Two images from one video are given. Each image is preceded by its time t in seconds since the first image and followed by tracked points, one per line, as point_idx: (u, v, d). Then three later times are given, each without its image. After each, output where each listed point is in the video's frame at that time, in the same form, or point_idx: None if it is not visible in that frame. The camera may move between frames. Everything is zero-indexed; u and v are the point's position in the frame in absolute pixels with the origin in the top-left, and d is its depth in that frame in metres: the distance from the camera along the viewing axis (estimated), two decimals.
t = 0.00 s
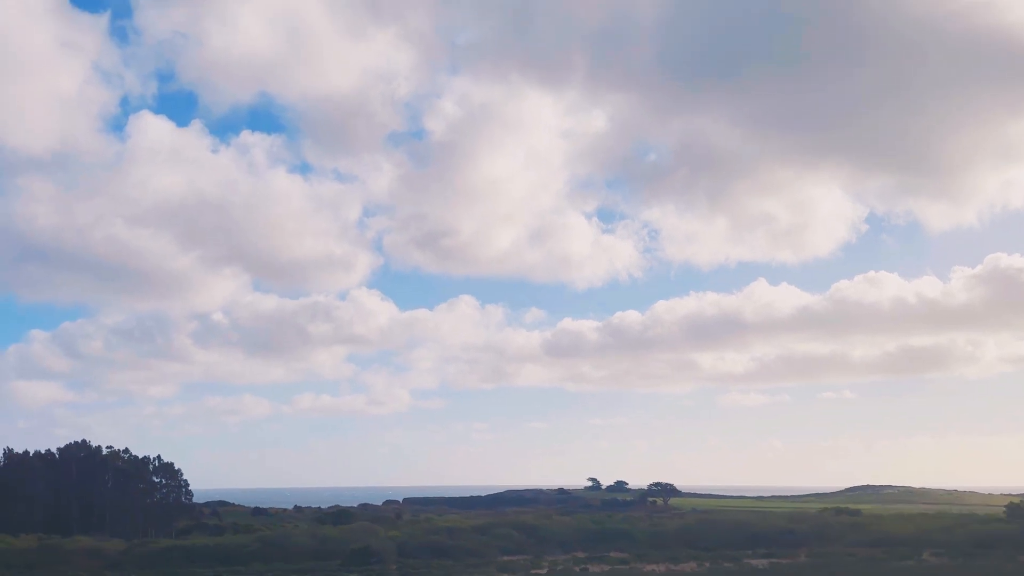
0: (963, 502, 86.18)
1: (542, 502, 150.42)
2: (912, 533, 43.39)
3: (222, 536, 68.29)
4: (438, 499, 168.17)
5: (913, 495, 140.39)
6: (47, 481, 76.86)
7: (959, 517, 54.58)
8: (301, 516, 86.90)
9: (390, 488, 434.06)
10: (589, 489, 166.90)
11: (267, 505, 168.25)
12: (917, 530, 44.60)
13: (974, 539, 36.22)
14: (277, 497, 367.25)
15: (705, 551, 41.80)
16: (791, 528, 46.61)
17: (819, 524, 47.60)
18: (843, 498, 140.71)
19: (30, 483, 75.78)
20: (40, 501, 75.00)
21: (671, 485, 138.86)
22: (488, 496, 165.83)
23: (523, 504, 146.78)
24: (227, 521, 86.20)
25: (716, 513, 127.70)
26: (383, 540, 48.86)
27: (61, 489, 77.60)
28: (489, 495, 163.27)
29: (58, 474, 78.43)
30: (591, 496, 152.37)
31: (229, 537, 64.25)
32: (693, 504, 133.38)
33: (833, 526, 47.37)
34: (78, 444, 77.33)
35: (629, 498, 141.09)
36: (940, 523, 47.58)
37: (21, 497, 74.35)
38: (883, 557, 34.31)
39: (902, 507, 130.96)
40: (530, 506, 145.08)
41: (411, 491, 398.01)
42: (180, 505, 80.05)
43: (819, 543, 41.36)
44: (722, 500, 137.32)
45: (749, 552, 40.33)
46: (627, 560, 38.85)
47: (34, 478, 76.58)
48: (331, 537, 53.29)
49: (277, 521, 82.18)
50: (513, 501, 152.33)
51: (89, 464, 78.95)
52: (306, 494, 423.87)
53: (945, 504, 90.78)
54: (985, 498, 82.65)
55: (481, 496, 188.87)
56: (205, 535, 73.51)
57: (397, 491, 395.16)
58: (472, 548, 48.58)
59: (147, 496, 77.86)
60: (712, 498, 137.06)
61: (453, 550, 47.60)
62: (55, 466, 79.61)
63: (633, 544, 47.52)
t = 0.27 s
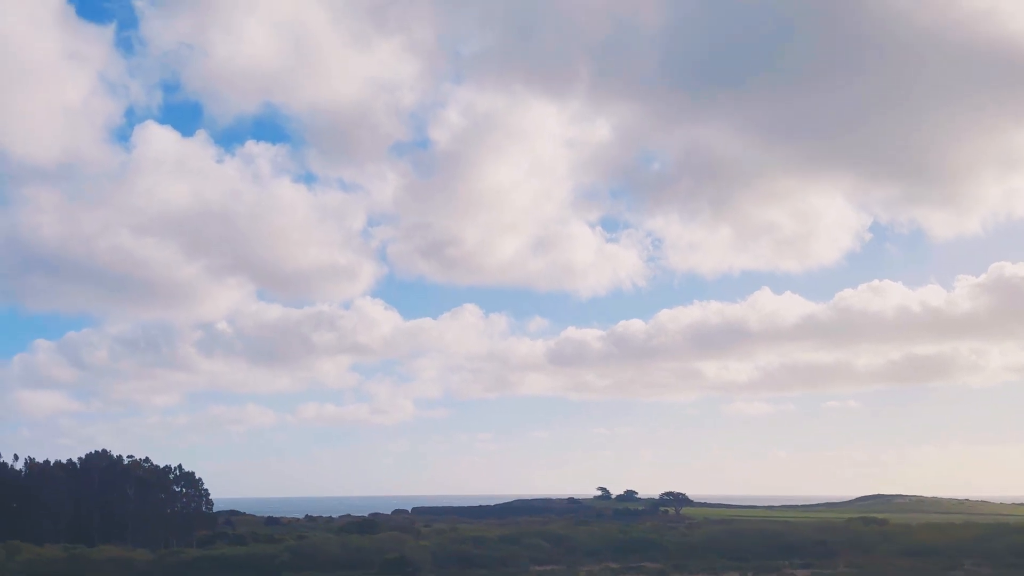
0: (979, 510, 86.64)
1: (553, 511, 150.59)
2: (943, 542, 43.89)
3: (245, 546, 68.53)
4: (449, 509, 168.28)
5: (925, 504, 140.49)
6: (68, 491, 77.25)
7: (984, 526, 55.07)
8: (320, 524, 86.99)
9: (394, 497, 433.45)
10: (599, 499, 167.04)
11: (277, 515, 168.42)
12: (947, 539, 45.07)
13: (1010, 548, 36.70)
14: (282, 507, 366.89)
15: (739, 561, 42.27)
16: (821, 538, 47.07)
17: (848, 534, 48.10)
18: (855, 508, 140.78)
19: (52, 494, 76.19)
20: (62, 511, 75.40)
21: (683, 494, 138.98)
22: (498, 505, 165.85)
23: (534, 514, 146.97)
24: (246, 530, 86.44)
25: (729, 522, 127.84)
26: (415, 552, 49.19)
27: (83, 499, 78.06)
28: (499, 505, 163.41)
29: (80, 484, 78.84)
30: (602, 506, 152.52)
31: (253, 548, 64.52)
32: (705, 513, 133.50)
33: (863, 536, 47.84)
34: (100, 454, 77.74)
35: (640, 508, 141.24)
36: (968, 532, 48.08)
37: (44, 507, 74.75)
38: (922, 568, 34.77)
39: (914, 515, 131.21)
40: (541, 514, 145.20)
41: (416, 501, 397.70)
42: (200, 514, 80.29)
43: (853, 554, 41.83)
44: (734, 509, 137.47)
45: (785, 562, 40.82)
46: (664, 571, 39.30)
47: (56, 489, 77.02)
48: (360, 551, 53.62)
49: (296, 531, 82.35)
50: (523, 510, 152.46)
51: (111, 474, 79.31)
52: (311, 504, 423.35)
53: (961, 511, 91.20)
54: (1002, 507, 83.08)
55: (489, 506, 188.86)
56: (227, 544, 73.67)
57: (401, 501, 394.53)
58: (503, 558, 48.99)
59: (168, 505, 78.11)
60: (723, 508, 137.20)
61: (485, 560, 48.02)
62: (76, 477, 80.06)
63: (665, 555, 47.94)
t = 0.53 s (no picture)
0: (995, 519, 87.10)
1: (565, 520, 150.82)
2: (974, 552, 44.38)
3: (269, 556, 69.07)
4: (459, 517, 168.55)
5: (937, 513, 140.57)
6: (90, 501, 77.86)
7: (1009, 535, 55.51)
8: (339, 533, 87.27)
9: (399, 505, 433.01)
10: (609, 508, 167.09)
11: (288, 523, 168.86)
12: (977, 548, 45.57)
13: None
14: (288, 516, 366.93)
15: (773, 570, 42.78)
16: (852, 548, 47.56)
17: (878, 543, 48.60)
18: (867, 516, 140.92)
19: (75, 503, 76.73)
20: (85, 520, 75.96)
21: (696, 503, 139.13)
22: (509, 514, 166.01)
23: (546, 523, 147.20)
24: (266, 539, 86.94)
25: (742, 531, 127.99)
26: (449, 561, 49.76)
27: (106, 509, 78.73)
28: (510, 513, 163.58)
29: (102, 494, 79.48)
30: (613, 515, 152.68)
31: (281, 558, 65.06)
32: (718, 522, 133.65)
33: (892, 545, 48.32)
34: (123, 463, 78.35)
35: (652, 517, 141.42)
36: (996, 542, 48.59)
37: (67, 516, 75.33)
38: None
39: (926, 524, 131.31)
40: (553, 523, 145.36)
41: (421, 509, 397.50)
42: (221, 524, 80.75)
43: (887, 563, 42.31)
44: (746, 518, 137.62)
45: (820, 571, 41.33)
46: None
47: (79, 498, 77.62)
48: (391, 561, 54.11)
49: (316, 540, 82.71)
50: (535, 519, 152.59)
51: (133, 483, 79.91)
52: (316, 513, 423.21)
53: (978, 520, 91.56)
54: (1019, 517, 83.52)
55: (499, 514, 189.01)
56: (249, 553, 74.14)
57: (407, 510, 394.27)
58: (534, 567, 49.46)
59: (190, 514, 78.59)
60: (735, 517, 137.38)
61: (517, 569, 48.53)
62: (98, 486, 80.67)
63: (696, 564, 48.42)
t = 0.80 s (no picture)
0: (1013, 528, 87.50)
1: (578, 529, 150.87)
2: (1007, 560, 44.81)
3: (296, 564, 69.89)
4: (472, 526, 168.67)
5: (951, 522, 140.36)
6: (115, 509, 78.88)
7: None
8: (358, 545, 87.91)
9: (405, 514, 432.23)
10: (621, 516, 166.95)
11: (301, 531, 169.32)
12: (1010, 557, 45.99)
13: None
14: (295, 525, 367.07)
15: None
16: (885, 557, 47.97)
17: (911, 553, 48.98)
18: (881, 525, 140.78)
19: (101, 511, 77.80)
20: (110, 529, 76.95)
21: (710, 512, 139.02)
22: (521, 523, 165.79)
23: (559, 532, 147.27)
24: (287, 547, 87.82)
25: (757, 540, 127.87)
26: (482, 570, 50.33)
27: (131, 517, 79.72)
28: (522, 521, 163.51)
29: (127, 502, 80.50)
30: (627, 523, 152.70)
31: (309, 566, 65.23)
32: (732, 531, 133.45)
33: (925, 554, 48.71)
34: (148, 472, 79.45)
35: (666, 526, 141.39)
36: None
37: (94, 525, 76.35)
38: None
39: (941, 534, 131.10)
40: (566, 532, 145.30)
41: (427, 518, 397.03)
42: (243, 533, 81.68)
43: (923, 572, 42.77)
44: (760, 527, 137.54)
45: None
46: None
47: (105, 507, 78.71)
48: (422, 570, 54.28)
49: (337, 550, 83.44)
50: (548, 528, 152.53)
51: (158, 491, 80.97)
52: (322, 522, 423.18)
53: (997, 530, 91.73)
54: None
55: (511, 523, 189.08)
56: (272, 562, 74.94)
57: (413, 518, 393.86)
58: None
59: (213, 523, 79.57)
60: (749, 526, 137.33)
61: None
62: (122, 494, 81.66)
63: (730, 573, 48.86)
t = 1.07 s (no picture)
0: None
1: (591, 536, 150.68)
2: None
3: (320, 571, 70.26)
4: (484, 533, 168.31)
5: (967, 530, 139.87)
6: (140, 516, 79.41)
7: None
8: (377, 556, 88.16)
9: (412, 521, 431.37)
10: (634, 524, 166.45)
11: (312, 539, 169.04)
12: None
13: None
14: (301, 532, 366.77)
15: None
16: (922, 566, 48.12)
17: (946, 561, 49.12)
18: (896, 533, 140.29)
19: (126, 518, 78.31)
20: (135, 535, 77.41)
21: (725, 520, 138.56)
22: (533, 530, 165.34)
23: (573, 539, 147.03)
24: (308, 555, 87.93)
25: (774, 548, 127.48)
26: None
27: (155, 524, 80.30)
28: (534, 529, 163.07)
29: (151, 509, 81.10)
30: (640, 531, 152.35)
31: (332, 574, 64.50)
32: (748, 540, 132.98)
33: (961, 562, 48.78)
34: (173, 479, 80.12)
35: (681, 533, 141.02)
36: None
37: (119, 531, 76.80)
38: None
39: (958, 541, 130.61)
40: (580, 540, 144.75)
41: (434, 526, 396.49)
42: (266, 540, 82.24)
43: None
44: (776, 535, 137.19)
45: None
46: None
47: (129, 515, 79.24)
48: None
49: (358, 560, 83.69)
50: (561, 535, 152.11)
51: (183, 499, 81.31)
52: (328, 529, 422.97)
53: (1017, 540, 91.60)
54: None
55: (521, 531, 188.65)
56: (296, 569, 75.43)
57: (419, 526, 393.21)
58: None
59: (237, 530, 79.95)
60: (764, 533, 136.95)
61: None
62: (146, 501, 82.24)
63: None
